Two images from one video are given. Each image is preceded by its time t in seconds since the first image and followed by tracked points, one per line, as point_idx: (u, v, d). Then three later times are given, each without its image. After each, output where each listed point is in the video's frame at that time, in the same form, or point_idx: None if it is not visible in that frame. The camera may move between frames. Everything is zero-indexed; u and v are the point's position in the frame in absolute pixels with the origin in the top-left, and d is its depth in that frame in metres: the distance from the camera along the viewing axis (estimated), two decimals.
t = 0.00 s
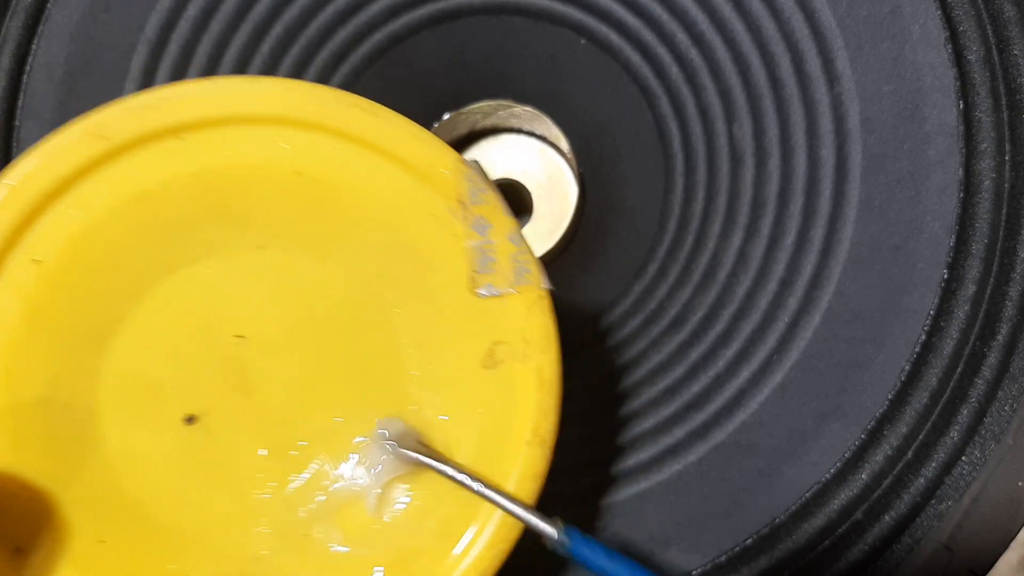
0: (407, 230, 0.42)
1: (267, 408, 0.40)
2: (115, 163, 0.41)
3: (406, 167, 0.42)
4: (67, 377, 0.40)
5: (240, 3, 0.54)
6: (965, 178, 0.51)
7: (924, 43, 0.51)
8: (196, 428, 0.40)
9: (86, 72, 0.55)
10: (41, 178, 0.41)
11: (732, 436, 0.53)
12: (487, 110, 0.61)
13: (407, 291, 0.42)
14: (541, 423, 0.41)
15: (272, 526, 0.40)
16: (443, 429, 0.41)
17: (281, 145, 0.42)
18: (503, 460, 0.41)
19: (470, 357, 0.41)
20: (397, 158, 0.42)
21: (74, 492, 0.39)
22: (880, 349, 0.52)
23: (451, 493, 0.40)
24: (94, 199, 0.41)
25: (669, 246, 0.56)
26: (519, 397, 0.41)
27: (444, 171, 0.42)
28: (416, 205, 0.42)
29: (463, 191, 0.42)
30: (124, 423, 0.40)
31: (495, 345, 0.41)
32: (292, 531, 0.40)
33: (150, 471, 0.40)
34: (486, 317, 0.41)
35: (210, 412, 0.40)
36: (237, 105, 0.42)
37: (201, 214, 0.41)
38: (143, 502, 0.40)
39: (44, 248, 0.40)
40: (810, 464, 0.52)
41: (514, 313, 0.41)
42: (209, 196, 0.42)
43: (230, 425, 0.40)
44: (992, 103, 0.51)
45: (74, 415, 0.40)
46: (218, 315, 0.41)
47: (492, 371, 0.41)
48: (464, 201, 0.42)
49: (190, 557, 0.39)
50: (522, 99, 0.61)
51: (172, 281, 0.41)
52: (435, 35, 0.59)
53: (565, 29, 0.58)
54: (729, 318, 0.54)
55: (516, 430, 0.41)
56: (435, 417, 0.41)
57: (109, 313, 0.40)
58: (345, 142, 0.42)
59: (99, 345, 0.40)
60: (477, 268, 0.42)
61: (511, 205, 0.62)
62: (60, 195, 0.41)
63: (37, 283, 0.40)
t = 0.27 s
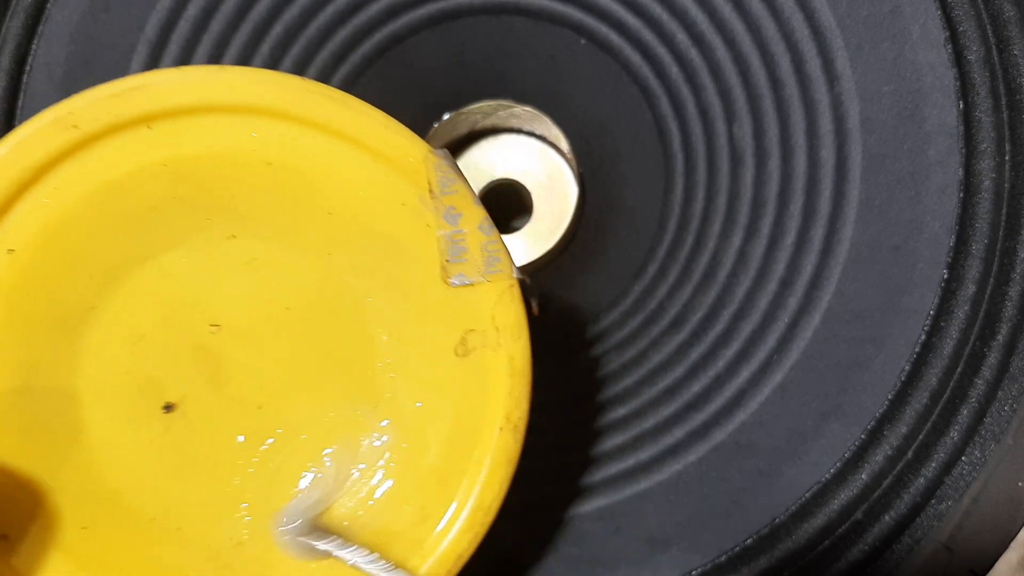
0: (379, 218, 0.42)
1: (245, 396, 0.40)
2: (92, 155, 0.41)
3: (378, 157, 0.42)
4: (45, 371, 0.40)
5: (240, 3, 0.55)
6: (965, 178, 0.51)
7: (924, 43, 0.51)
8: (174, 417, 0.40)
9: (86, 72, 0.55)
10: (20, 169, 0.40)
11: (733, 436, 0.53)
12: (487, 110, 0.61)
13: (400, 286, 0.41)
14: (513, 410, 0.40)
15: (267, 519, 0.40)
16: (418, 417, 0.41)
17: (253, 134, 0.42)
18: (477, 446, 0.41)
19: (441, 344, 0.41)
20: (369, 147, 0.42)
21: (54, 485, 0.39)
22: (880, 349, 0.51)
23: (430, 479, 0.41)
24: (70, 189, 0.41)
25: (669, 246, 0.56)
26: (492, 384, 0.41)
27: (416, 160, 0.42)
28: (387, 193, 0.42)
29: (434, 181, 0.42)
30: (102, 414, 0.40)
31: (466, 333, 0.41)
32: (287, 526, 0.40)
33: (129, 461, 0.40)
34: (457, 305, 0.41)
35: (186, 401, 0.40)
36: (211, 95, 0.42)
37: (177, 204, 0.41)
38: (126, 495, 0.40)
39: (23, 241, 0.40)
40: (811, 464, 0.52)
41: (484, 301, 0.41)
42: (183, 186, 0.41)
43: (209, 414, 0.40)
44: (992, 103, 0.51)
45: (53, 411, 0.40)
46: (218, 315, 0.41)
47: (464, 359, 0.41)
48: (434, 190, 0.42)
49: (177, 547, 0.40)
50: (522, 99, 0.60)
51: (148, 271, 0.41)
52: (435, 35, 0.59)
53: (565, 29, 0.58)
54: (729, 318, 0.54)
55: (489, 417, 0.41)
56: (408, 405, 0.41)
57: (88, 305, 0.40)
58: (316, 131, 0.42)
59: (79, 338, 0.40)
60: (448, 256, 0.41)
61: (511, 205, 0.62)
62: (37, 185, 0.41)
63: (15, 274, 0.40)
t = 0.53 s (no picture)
0: (403, 219, 0.42)
1: (268, 392, 0.41)
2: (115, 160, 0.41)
3: (398, 162, 0.42)
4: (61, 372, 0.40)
5: (240, 3, 0.55)
6: (965, 178, 0.51)
7: (925, 43, 0.51)
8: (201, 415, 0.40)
9: (86, 72, 0.55)
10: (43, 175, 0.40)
11: (732, 436, 0.53)
12: (487, 110, 0.62)
13: (403, 284, 0.42)
14: (532, 404, 0.40)
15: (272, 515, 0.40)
16: (439, 412, 0.41)
17: (276, 142, 0.42)
18: (498, 440, 0.41)
19: (462, 341, 0.41)
20: (390, 153, 0.42)
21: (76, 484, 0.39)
22: (880, 349, 0.51)
23: (450, 473, 0.40)
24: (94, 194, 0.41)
25: (669, 246, 0.56)
26: (511, 379, 0.41)
27: (436, 166, 0.42)
28: (408, 196, 0.42)
29: (454, 183, 0.42)
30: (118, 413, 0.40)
31: (485, 331, 0.41)
32: (297, 522, 0.40)
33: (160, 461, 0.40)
34: (479, 304, 0.41)
35: (214, 399, 0.40)
36: (230, 103, 0.42)
37: (207, 208, 0.41)
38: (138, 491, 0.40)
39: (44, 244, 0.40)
40: (811, 464, 0.52)
41: (504, 301, 0.41)
42: (210, 191, 0.42)
43: (233, 411, 0.40)
44: (992, 103, 0.51)
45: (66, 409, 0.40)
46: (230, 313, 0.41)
47: (483, 357, 0.41)
48: (455, 192, 0.42)
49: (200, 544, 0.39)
50: (522, 99, 0.61)
51: (173, 272, 0.41)
52: (435, 35, 0.59)
53: (565, 29, 0.58)
54: (729, 318, 0.54)
55: (510, 413, 0.41)
56: (429, 401, 0.41)
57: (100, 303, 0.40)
58: (340, 138, 0.42)
59: (103, 341, 0.40)
60: (468, 258, 0.42)
61: (512, 205, 0.63)
62: (69, 193, 0.41)
63: (30, 275, 0.40)
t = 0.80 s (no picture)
0: (368, 203, 0.42)
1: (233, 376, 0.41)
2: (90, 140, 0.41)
3: (367, 146, 0.42)
4: (51, 362, 0.40)
5: (241, 3, 0.55)
6: (965, 178, 0.52)
7: (925, 43, 0.51)
8: (167, 398, 0.40)
9: (85, 72, 0.55)
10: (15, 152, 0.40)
11: (733, 436, 0.53)
12: (487, 110, 0.61)
13: (394, 277, 0.42)
14: (505, 395, 0.40)
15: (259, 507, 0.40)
16: (410, 399, 0.41)
17: (247, 121, 0.42)
18: (468, 430, 0.40)
19: (435, 329, 0.41)
20: (361, 136, 0.42)
21: (59, 468, 0.40)
22: (880, 349, 0.52)
23: (422, 460, 0.40)
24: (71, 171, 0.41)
25: (669, 246, 0.56)
26: (484, 368, 0.40)
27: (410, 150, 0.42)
28: (379, 179, 0.42)
29: (425, 167, 0.42)
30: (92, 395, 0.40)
31: (459, 319, 0.41)
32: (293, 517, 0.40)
33: (127, 442, 0.40)
34: (448, 291, 0.41)
35: (180, 382, 0.41)
36: (198, 82, 0.41)
37: (176, 188, 0.41)
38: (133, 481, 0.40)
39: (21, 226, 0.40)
40: (811, 464, 0.52)
41: (476, 287, 0.41)
42: (182, 172, 0.42)
43: (203, 397, 0.41)
44: (992, 103, 0.51)
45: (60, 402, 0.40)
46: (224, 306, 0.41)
47: (456, 344, 0.41)
48: (425, 176, 0.42)
49: (173, 525, 0.40)
50: (522, 99, 0.60)
51: (147, 255, 0.41)
52: (435, 35, 0.59)
53: (565, 29, 0.58)
54: (729, 318, 0.54)
55: (480, 401, 0.40)
56: (401, 388, 0.41)
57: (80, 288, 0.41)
58: (311, 119, 0.42)
59: (79, 324, 0.40)
60: (441, 243, 0.41)
61: (512, 207, 0.62)
62: (37, 168, 0.41)
63: (19, 266, 0.40)
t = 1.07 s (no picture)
0: (371, 202, 0.42)
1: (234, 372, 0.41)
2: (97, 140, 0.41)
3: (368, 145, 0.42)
4: (51, 362, 0.40)
5: (241, 4, 0.55)
6: (965, 178, 0.52)
7: (924, 43, 0.51)
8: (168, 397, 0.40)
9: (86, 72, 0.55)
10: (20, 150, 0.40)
11: (732, 436, 0.53)
12: (487, 110, 0.61)
13: (396, 276, 0.42)
14: (509, 395, 0.40)
15: (261, 509, 0.40)
16: (414, 401, 0.41)
17: (248, 117, 0.42)
18: (473, 432, 0.40)
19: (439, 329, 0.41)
20: (364, 133, 0.42)
21: (59, 468, 0.40)
22: (880, 349, 0.52)
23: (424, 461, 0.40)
24: (75, 169, 0.41)
25: (669, 246, 0.56)
26: (487, 368, 0.40)
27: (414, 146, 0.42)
28: (383, 178, 0.42)
29: (429, 166, 0.42)
30: (94, 391, 0.40)
31: (462, 319, 0.41)
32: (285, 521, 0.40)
33: (128, 441, 0.40)
34: (453, 291, 0.41)
35: (180, 382, 0.41)
36: (202, 78, 0.41)
37: (180, 185, 0.42)
38: (133, 483, 0.40)
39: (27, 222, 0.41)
40: (810, 464, 0.52)
41: (481, 286, 0.41)
42: (184, 168, 0.42)
43: (206, 396, 0.41)
44: (992, 103, 0.51)
45: (59, 402, 0.40)
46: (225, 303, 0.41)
47: (460, 346, 0.41)
48: (429, 174, 0.42)
49: (172, 525, 0.40)
50: (522, 98, 0.60)
51: (151, 252, 0.41)
52: (435, 35, 0.59)
53: (565, 29, 0.58)
54: (729, 319, 0.54)
55: (486, 402, 0.40)
56: (404, 388, 0.41)
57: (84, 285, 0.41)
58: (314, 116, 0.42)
59: (80, 324, 0.41)
60: (445, 242, 0.41)
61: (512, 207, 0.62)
62: (40, 165, 0.41)
63: (23, 261, 0.40)
